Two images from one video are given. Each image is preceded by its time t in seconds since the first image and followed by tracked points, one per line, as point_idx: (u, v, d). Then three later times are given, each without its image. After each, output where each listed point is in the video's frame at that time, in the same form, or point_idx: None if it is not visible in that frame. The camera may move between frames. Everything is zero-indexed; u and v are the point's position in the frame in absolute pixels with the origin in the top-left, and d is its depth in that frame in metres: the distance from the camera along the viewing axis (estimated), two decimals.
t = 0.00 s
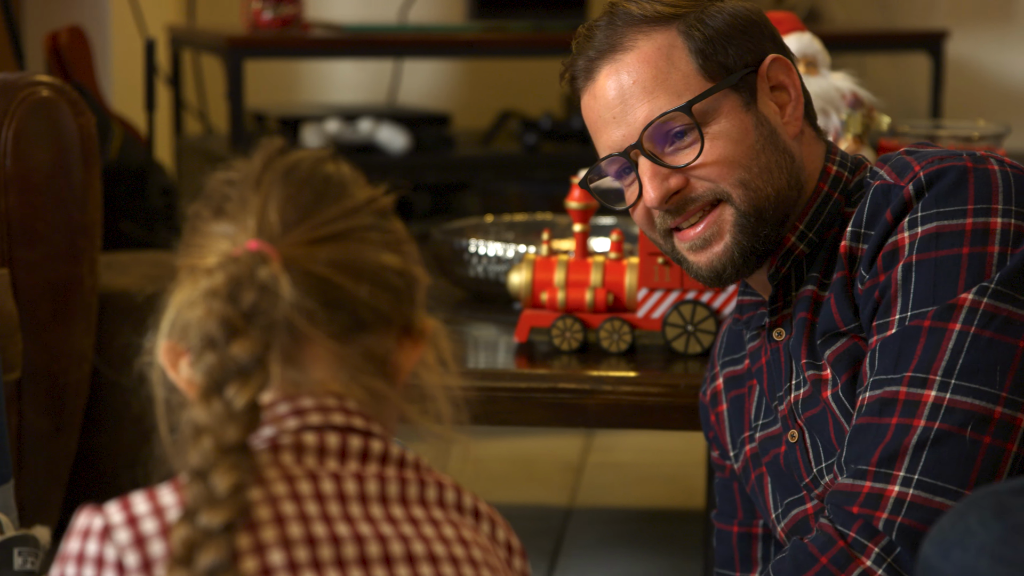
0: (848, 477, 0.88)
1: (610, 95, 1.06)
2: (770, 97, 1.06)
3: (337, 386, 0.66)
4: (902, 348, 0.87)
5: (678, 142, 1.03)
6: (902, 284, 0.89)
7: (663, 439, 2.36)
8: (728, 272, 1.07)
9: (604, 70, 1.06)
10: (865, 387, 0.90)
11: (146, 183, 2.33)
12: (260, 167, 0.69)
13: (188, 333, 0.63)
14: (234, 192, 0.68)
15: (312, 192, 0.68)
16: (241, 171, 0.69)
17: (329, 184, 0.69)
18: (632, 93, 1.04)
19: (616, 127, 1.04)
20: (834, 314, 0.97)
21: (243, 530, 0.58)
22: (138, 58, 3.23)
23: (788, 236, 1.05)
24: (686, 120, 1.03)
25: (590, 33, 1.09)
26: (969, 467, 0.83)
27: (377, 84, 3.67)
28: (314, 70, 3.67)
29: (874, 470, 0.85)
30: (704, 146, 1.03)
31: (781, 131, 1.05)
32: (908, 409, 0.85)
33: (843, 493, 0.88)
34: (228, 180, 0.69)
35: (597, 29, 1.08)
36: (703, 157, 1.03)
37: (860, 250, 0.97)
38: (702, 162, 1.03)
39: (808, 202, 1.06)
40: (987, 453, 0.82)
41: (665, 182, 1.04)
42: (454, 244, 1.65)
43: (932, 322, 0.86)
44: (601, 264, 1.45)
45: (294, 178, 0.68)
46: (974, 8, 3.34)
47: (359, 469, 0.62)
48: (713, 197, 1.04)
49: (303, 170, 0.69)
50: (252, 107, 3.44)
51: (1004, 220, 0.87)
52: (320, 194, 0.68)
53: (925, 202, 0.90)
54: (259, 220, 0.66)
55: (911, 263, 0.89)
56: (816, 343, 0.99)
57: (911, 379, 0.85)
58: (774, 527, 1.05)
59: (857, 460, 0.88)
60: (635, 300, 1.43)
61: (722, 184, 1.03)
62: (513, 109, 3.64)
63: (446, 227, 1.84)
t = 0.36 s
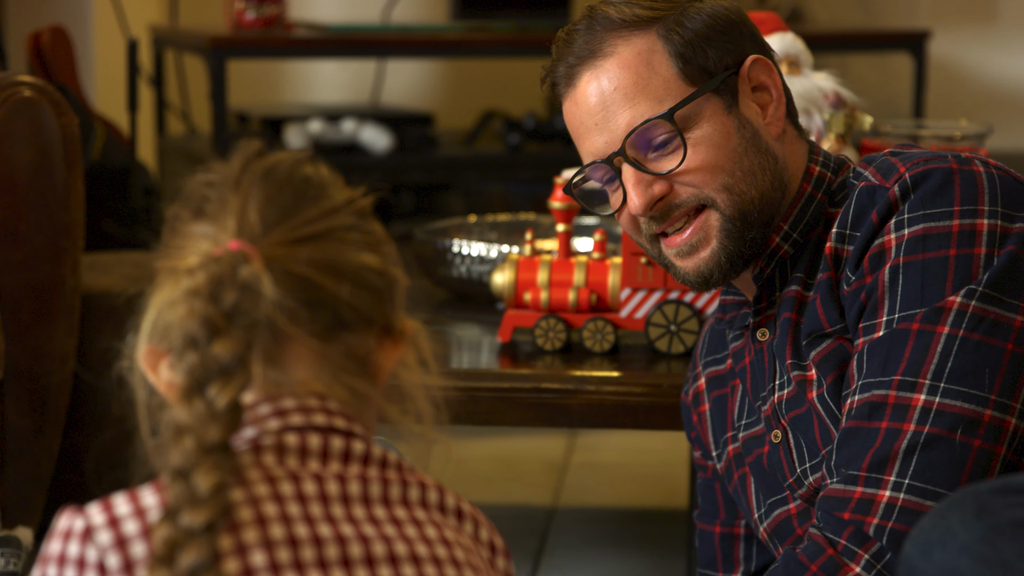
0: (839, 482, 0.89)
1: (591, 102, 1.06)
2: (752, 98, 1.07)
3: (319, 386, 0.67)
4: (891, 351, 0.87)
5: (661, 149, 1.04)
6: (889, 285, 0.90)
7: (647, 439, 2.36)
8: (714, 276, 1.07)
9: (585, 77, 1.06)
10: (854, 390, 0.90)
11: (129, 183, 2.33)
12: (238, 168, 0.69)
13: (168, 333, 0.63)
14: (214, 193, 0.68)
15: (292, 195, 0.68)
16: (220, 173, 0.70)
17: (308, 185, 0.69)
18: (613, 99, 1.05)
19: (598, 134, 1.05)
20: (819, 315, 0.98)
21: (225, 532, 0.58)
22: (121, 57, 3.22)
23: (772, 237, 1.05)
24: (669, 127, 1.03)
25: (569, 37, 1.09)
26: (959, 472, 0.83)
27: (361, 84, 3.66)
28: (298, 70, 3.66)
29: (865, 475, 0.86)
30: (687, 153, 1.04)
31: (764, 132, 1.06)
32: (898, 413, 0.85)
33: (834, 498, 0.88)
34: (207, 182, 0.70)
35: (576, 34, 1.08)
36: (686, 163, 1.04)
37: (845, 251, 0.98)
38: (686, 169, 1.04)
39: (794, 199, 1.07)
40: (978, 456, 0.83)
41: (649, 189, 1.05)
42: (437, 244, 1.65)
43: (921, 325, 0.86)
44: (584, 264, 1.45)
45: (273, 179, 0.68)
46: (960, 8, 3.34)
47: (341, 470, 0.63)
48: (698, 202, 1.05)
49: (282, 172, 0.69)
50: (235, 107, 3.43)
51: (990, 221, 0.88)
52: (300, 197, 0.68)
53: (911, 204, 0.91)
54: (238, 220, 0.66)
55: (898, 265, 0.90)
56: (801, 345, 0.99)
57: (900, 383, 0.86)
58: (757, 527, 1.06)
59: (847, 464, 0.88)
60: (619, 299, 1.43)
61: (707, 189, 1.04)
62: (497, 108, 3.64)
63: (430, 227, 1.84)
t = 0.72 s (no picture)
0: (822, 480, 0.89)
1: (561, 138, 1.04)
2: (724, 117, 1.04)
3: (301, 385, 0.66)
4: (875, 350, 0.88)
5: (633, 184, 1.03)
6: (874, 285, 0.90)
7: (631, 438, 2.36)
8: (694, 301, 1.07)
9: (552, 114, 1.04)
10: (838, 389, 0.91)
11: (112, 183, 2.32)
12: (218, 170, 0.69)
13: (148, 334, 0.63)
14: (194, 193, 0.68)
15: (271, 194, 0.68)
16: (200, 174, 0.70)
17: (287, 185, 0.69)
18: (581, 137, 1.02)
19: (569, 173, 1.03)
20: (804, 315, 0.98)
21: (209, 531, 0.57)
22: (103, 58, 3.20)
23: (759, 239, 1.05)
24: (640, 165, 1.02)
25: (539, 67, 1.07)
26: (941, 470, 0.84)
27: (344, 84, 3.65)
28: (281, 71, 3.65)
29: (848, 473, 0.86)
30: (660, 189, 1.02)
31: (738, 151, 1.04)
32: (881, 412, 0.86)
33: (818, 497, 0.89)
34: (187, 184, 0.69)
35: (544, 65, 1.07)
36: (660, 200, 1.02)
37: (830, 250, 0.98)
38: (661, 205, 1.02)
39: (778, 202, 1.06)
40: (960, 454, 0.83)
41: (626, 226, 1.04)
42: (421, 244, 1.65)
43: (905, 324, 0.87)
44: (568, 264, 1.45)
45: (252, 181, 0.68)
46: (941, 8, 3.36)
47: (324, 470, 0.62)
48: (674, 235, 1.04)
49: (262, 173, 0.69)
50: (217, 107, 3.41)
51: (976, 221, 0.89)
52: (279, 196, 0.68)
53: (897, 203, 0.92)
54: (219, 220, 0.66)
55: (883, 264, 0.90)
56: (786, 345, 0.99)
57: (884, 381, 0.86)
58: (742, 525, 1.06)
59: (830, 462, 0.88)
60: (602, 299, 1.43)
61: (683, 222, 1.03)
62: (481, 108, 3.63)
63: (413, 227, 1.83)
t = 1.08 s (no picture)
0: (810, 482, 0.89)
1: (537, 158, 1.04)
2: (701, 133, 1.03)
3: (286, 384, 0.66)
4: (863, 351, 0.88)
5: (610, 206, 1.02)
6: (861, 286, 0.90)
7: (617, 438, 2.36)
8: (679, 318, 1.06)
9: (528, 134, 1.04)
10: (825, 390, 0.90)
11: (98, 184, 2.31)
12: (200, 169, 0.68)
13: (132, 335, 0.62)
14: (176, 194, 0.67)
15: (253, 194, 0.67)
16: (182, 175, 0.69)
17: (270, 185, 0.69)
18: (556, 159, 1.02)
19: (546, 194, 1.03)
20: (791, 316, 0.98)
21: (192, 532, 0.57)
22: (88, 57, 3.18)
23: (746, 243, 1.06)
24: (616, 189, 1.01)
25: (515, 84, 1.07)
26: (928, 471, 0.84)
27: (330, 84, 3.64)
28: (267, 70, 3.63)
29: (836, 476, 0.86)
30: (637, 211, 1.02)
31: (715, 168, 1.03)
32: (869, 413, 0.86)
33: (806, 498, 0.88)
34: (169, 184, 0.69)
35: (520, 83, 1.06)
36: (637, 223, 1.02)
37: (818, 251, 0.98)
38: (638, 228, 1.02)
39: (764, 204, 1.06)
40: (948, 455, 0.84)
41: (605, 245, 1.03)
42: (406, 244, 1.64)
43: (892, 326, 0.87)
44: (553, 264, 1.45)
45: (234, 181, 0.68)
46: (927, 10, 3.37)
47: (308, 470, 0.62)
48: (652, 257, 1.04)
49: (244, 173, 0.68)
50: (202, 107, 3.39)
51: (962, 223, 0.89)
52: (262, 196, 0.68)
53: (884, 205, 0.92)
54: (202, 220, 0.65)
55: (870, 265, 0.90)
56: (773, 345, 0.99)
57: (872, 383, 0.86)
58: (728, 525, 1.06)
59: (818, 464, 0.88)
60: (588, 299, 1.43)
61: (661, 244, 1.03)
62: (467, 108, 3.62)
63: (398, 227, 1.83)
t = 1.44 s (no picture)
0: (794, 479, 0.89)
1: (522, 145, 1.03)
2: (687, 124, 1.03)
3: (269, 385, 0.65)
4: (848, 348, 0.88)
5: (594, 194, 1.03)
6: (846, 283, 0.90)
7: (602, 438, 2.36)
8: (669, 312, 1.07)
9: (514, 120, 1.04)
10: (810, 388, 0.90)
11: (83, 184, 2.29)
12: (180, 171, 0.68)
13: (114, 336, 0.62)
14: (156, 196, 0.67)
15: (235, 193, 0.67)
16: (163, 177, 0.68)
17: (251, 185, 0.68)
18: (541, 147, 1.02)
19: (530, 181, 1.03)
20: (776, 312, 0.98)
21: (176, 532, 0.56)
22: (71, 58, 3.16)
23: (731, 239, 1.05)
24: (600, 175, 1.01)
25: (504, 71, 1.07)
26: (913, 470, 0.84)
27: (313, 83, 3.62)
28: (250, 70, 3.60)
29: (821, 472, 0.86)
30: (621, 199, 1.02)
31: (701, 159, 1.03)
32: (854, 411, 0.86)
33: (790, 495, 0.88)
34: (149, 186, 0.68)
35: (509, 70, 1.06)
36: (621, 211, 1.02)
37: (803, 248, 0.98)
38: (622, 215, 1.02)
39: (749, 200, 1.06)
40: (933, 453, 0.84)
41: (587, 234, 1.04)
42: (390, 244, 1.64)
43: (877, 323, 0.87)
44: (537, 263, 1.44)
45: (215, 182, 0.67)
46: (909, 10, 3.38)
47: (291, 471, 0.62)
48: (635, 244, 1.04)
49: (224, 174, 0.68)
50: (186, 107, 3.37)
51: (948, 221, 0.89)
52: (243, 195, 0.67)
53: (869, 203, 0.92)
54: (183, 221, 0.65)
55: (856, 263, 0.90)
56: (757, 343, 0.99)
57: (856, 380, 0.86)
58: (711, 523, 1.06)
59: (803, 462, 0.88)
60: (572, 299, 1.43)
61: (644, 233, 1.03)
62: (451, 109, 3.60)
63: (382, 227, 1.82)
